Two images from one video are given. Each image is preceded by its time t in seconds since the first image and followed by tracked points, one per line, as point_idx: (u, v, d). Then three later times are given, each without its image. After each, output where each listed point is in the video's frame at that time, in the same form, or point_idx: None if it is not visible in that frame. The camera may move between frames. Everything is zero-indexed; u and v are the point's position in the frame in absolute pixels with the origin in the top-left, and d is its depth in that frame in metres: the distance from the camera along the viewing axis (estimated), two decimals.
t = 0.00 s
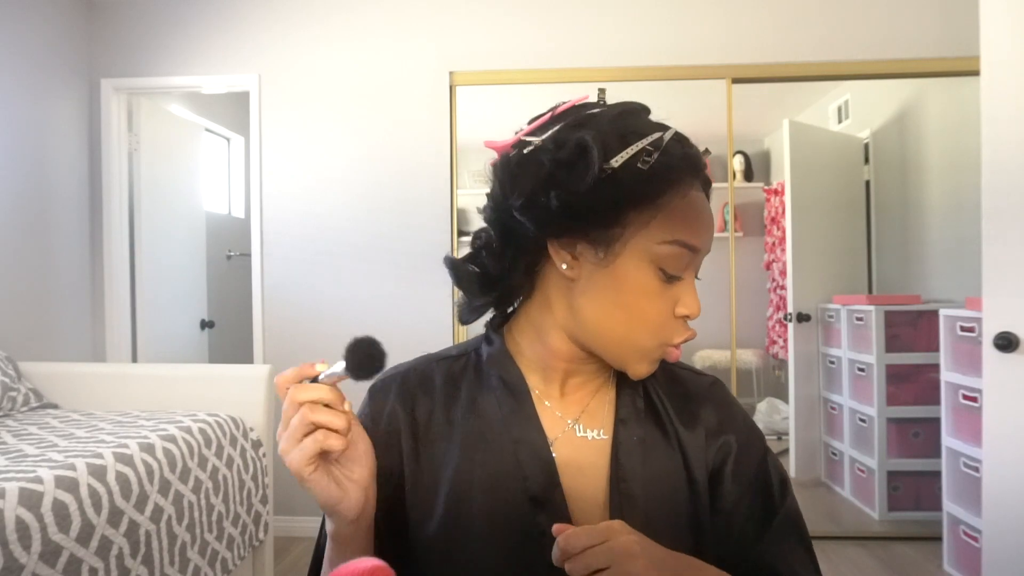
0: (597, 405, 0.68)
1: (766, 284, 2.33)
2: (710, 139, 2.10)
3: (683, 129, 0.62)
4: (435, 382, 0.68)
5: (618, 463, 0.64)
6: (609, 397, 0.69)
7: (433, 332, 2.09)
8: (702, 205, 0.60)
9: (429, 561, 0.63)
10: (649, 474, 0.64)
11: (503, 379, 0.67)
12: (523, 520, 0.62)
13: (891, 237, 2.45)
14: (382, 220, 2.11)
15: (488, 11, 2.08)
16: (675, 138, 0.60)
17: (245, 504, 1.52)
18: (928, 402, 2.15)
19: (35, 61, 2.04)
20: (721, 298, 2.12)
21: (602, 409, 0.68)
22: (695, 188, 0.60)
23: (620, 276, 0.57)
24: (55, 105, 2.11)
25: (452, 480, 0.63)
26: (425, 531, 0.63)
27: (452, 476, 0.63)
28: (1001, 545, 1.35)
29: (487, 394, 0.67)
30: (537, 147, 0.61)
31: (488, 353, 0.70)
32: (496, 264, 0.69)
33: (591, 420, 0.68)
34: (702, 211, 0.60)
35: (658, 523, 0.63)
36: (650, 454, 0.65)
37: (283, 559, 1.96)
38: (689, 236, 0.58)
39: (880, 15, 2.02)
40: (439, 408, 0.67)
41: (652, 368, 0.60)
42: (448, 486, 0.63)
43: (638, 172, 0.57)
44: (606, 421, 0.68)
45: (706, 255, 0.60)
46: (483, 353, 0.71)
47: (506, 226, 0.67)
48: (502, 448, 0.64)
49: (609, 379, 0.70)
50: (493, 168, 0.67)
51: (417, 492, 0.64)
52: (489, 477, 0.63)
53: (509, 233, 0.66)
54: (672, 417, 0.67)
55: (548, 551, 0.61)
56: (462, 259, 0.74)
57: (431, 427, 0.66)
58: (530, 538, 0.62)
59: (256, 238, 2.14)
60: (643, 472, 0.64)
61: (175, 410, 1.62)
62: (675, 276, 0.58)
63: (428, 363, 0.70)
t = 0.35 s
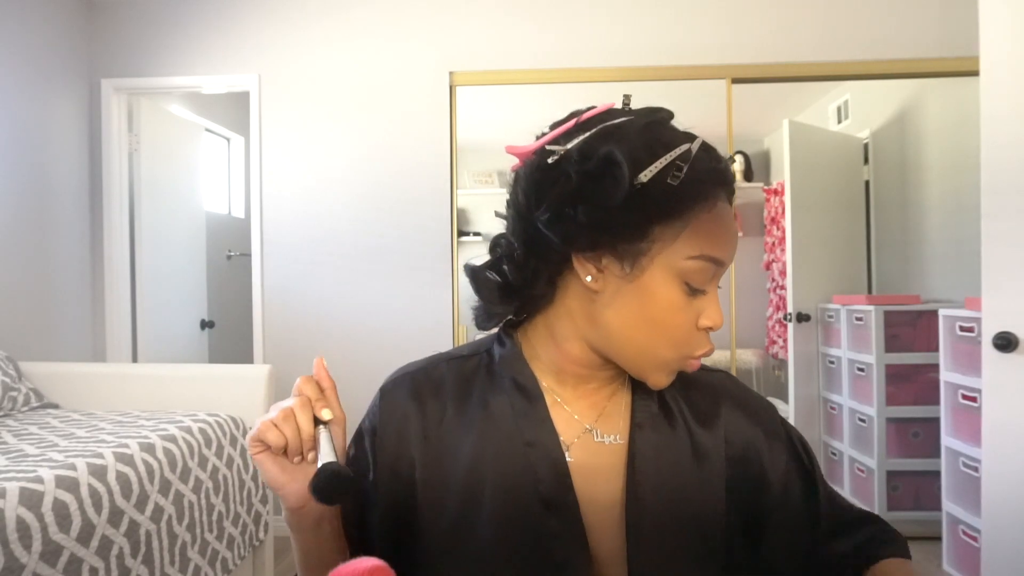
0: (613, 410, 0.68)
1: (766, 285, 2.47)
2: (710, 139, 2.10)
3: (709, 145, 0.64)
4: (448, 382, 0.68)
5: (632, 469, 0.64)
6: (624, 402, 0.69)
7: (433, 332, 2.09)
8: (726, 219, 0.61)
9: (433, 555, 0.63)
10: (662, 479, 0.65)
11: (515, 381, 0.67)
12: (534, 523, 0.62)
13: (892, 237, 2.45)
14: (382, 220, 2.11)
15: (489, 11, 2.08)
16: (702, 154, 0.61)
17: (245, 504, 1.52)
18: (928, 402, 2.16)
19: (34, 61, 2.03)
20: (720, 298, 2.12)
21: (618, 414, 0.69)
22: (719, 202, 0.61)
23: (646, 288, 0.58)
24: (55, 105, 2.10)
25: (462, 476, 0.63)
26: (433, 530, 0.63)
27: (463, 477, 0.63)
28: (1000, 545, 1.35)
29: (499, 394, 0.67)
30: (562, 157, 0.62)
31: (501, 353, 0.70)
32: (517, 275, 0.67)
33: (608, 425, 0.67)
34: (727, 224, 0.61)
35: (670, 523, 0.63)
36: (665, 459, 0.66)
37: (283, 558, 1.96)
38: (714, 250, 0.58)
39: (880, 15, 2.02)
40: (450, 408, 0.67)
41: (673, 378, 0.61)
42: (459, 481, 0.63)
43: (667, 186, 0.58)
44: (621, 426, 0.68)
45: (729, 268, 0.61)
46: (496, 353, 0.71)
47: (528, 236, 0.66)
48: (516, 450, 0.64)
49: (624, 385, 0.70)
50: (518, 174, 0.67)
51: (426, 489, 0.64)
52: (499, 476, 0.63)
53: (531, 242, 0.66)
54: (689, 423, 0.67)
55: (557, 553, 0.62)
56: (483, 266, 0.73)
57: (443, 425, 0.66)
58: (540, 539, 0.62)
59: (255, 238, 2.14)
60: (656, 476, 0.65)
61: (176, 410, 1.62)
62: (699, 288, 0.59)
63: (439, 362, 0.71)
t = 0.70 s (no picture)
0: (631, 408, 0.68)
1: (765, 283, 2.47)
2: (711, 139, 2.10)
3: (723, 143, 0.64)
4: (466, 375, 0.69)
5: (650, 467, 0.64)
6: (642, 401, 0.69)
7: (433, 332, 2.09)
8: (743, 216, 0.60)
9: (450, 550, 0.62)
10: (677, 478, 0.64)
11: (534, 374, 0.67)
12: (550, 516, 0.62)
13: (891, 237, 2.45)
14: (383, 220, 2.11)
15: (490, 11, 2.08)
16: (715, 151, 0.61)
17: (246, 504, 1.52)
18: (928, 402, 2.16)
19: (34, 61, 2.03)
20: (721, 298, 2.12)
21: (635, 412, 0.68)
22: (735, 198, 0.61)
23: (658, 280, 0.57)
24: (55, 105, 2.10)
25: (482, 467, 0.63)
26: (445, 524, 0.62)
27: (479, 470, 0.63)
28: (1000, 545, 1.35)
29: (517, 388, 0.67)
30: (578, 157, 0.63)
31: (520, 348, 0.70)
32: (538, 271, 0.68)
33: (625, 423, 0.67)
34: (743, 222, 0.60)
35: (684, 523, 0.63)
36: (681, 459, 0.65)
37: (283, 559, 1.96)
38: (728, 244, 0.57)
39: (880, 15, 2.02)
40: (468, 400, 0.67)
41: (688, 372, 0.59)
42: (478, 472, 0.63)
43: (679, 180, 0.58)
44: (639, 425, 0.68)
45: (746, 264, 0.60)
46: (516, 347, 0.71)
47: (546, 235, 0.67)
48: (533, 443, 0.64)
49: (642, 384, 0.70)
50: (537, 177, 0.68)
51: (444, 480, 0.63)
52: (517, 469, 0.63)
53: (549, 240, 0.67)
54: (704, 425, 0.67)
55: (573, 546, 0.61)
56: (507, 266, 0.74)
57: (461, 417, 0.66)
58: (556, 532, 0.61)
59: (256, 238, 2.14)
60: (671, 475, 0.64)
61: (176, 410, 1.62)
62: (713, 282, 0.58)
63: (460, 355, 0.71)
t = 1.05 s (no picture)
0: (641, 405, 0.67)
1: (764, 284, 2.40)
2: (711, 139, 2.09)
3: (721, 148, 0.62)
4: (476, 369, 0.69)
5: (656, 464, 0.64)
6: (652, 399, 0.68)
7: (433, 332, 2.09)
8: (739, 220, 0.58)
9: (454, 545, 0.62)
10: (681, 475, 0.64)
11: (543, 369, 0.67)
12: (556, 509, 0.62)
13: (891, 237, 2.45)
14: (383, 220, 2.11)
15: (490, 11, 2.08)
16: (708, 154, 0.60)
17: (246, 504, 1.52)
18: (928, 402, 2.16)
19: (35, 61, 2.03)
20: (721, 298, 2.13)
21: (645, 410, 0.67)
22: (729, 202, 0.59)
23: (641, 280, 0.57)
24: (55, 105, 2.10)
25: (488, 463, 0.63)
26: (450, 515, 0.62)
27: (487, 461, 0.63)
28: (1000, 545, 1.35)
29: (528, 384, 0.67)
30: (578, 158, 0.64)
31: (531, 343, 0.70)
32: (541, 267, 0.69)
33: (632, 420, 0.66)
34: (737, 225, 0.58)
35: (687, 520, 0.63)
36: (687, 457, 0.65)
37: (282, 559, 1.96)
38: (715, 247, 0.56)
39: (880, 15, 2.02)
40: (477, 396, 0.67)
41: (676, 373, 0.59)
42: (484, 467, 0.63)
43: (664, 182, 0.58)
44: (647, 423, 0.67)
45: (741, 268, 0.58)
46: (526, 343, 0.72)
47: (548, 234, 0.68)
48: (539, 438, 0.64)
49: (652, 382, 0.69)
50: (544, 178, 0.70)
51: (450, 475, 0.63)
52: (524, 466, 0.63)
53: (549, 240, 0.68)
54: (710, 426, 0.67)
55: (579, 538, 0.61)
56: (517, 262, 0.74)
57: (470, 411, 0.66)
58: (561, 525, 0.61)
59: (256, 238, 2.14)
60: (678, 473, 0.64)
61: (177, 410, 1.62)
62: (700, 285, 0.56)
63: (472, 349, 0.72)
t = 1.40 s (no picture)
0: (637, 402, 0.67)
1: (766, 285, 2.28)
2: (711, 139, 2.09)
3: (675, 131, 0.61)
4: (473, 370, 0.69)
5: (655, 460, 0.64)
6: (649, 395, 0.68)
7: (433, 331, 2.09)
8: (701, 203, 0.57)
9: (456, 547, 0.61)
10: (679, 470, 0.64)
11: (539, 368, 0.67)
12: (556, 506, 0.61)
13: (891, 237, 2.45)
14: (383, 220, 2.11)
15: (490, 11, 2.08)
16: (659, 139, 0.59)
17: (246, 504, 1.52)
18: (928, 402, 2.16)
19: (34, 61, 2.03)
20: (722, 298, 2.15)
21: (641, 407, 0.67)
22: (689, 186, 0.58)
23: (610, 276, 0.58)
24: (55, 105, 2.10)
25: (484, 464, 0.62)
26: (453, 517, 0.62)
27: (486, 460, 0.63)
28: (1000, 545, 1.35)
29: (524, 384, 0.68)
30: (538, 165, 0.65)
31: (525, 344, 0.70)
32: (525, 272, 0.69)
33: (629, 417, 0.66)
34: (697, 207, 0.57)
35: (688, 515, 0.62)
36: (685, 453, 0.65)
37: (282, 559, 1.96)
38: (676, 234, 0.55)
39: (880, 16, 2.03)
40: (475, 396, 0.67)
41: (659, 364, 0.59)
42: (480, 468, 0.62)
43: (615, 176, 0.58)
44: (644, 420, 0.67)
45: (711, 249, 0.57)
46: (521, 344, 0.72)
47: (523, 240, 0.68)
48: (537, 435, 0.64)
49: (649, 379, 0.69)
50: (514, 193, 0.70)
51: (450, 477, 0.63)
52: (522, 464, 0.62)
53: (526, 247, 0.68)
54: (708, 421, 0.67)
55: (579, 533, 0.60)
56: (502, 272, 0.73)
57: (467, 412, 0.66)
58: (562, 521, 0.61)
59: (256, 238, 2.14)
60: (677, 466, 0.64)
61: (176, 411, 1.62)
62: (669, 273, 0.56)
63: (469, 353, 0.72)
